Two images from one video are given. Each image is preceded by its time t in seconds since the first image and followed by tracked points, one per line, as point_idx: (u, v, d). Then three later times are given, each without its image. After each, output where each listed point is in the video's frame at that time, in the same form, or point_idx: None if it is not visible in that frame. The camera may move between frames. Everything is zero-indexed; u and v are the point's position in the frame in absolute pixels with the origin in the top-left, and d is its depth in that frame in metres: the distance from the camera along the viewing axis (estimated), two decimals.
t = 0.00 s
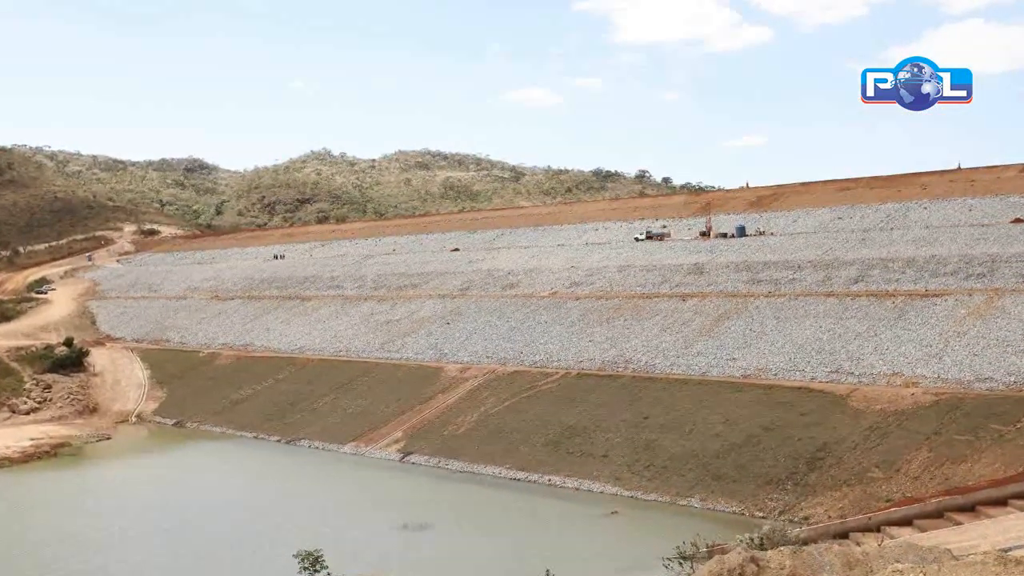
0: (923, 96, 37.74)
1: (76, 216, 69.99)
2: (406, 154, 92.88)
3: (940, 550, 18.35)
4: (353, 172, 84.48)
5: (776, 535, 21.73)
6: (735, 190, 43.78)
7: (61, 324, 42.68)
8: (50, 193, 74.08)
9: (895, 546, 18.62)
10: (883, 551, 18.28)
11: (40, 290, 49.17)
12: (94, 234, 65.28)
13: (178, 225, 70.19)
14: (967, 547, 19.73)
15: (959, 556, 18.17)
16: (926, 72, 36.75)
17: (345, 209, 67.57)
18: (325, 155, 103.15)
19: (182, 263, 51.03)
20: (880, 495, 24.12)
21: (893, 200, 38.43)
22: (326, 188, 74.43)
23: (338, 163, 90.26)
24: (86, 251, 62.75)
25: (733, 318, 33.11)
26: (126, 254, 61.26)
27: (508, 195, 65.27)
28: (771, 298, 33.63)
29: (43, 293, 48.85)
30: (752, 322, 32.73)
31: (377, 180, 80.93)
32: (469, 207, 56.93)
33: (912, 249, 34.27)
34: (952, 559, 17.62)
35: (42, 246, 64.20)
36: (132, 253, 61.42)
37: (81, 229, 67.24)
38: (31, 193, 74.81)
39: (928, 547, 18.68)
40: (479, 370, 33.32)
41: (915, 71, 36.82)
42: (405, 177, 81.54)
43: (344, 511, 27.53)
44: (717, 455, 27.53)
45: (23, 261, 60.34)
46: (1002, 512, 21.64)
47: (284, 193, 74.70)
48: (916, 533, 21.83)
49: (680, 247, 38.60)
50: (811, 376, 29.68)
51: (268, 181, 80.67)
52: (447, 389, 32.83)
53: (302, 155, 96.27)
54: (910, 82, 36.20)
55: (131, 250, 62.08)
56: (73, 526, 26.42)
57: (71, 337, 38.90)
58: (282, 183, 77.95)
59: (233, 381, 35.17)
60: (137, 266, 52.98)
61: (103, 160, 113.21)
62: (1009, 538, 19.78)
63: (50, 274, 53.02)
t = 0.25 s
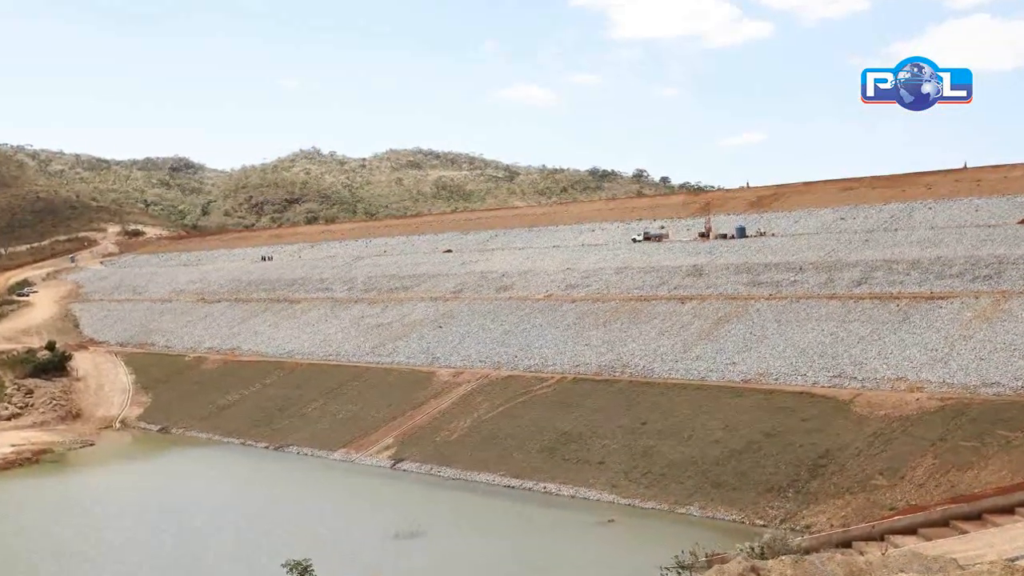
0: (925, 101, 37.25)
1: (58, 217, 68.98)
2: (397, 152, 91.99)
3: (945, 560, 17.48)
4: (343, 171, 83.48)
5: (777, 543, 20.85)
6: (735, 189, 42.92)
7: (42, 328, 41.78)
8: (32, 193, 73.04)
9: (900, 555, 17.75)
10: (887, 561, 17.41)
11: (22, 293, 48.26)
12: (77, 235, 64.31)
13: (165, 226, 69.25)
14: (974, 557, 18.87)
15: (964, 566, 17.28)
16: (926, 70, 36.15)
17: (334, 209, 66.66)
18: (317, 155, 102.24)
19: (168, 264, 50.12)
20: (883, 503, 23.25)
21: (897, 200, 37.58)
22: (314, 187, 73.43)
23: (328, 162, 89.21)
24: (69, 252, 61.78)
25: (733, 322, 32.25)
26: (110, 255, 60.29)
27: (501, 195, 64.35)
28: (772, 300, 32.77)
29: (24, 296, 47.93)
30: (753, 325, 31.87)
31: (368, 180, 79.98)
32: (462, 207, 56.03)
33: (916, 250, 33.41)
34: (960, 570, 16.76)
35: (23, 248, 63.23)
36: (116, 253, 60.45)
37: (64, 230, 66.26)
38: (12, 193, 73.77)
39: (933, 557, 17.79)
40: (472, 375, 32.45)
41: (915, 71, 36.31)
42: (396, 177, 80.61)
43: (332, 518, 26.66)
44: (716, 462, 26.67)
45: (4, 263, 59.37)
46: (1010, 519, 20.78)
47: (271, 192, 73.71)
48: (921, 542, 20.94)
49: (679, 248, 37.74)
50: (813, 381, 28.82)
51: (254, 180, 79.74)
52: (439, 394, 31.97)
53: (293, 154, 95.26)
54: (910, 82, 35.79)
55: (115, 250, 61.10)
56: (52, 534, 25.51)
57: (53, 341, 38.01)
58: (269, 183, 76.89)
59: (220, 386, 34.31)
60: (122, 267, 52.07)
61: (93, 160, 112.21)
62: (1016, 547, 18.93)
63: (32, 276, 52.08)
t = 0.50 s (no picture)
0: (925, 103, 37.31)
1: (39, 218, 67.90)
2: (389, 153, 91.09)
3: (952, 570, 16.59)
4: (332, 171, 82.44)
5: (778, 552, 19.98)
6: (734, 189, 42.06)
7: (24, 332, 40.87)
8: (12, 193, 71.93)
9: (904, 566, 16.87)
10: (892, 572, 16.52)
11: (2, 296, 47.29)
12: (59, 236, 63.28)
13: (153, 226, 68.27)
14: (981, 567, 17.99)
15: None
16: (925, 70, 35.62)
17: (322, 209, 65.78)
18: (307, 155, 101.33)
19: (153, 266, 49.22)
20: (888, 511, 22.40)
21: (901, 200, 36.73)
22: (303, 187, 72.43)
23: (317, 162, 88.20)
24: (50, 254, 60.74)
25: (733, 325, 31.40)
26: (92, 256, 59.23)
27: (494, 195, 63.45)
28: (773, 303, 31.91)
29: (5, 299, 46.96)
30: (754, 329, 31.01)
31: (358, 180, 79.02)
32: (455, 207, 55.14)
33: (922, 252, 32.55)
34: None
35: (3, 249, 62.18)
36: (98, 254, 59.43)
37: (46, 230, 65.22)
38: None
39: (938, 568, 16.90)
40: (465, 380, 31.59)
41: (914, 71, 35.84)
42: (386, 176, 79.58)
43: (318, 527, 25.78)
44: (716, 469, 25.81)
45: None
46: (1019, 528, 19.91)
47: (258, 193, 72.76)
48: (925, 551, 20.04)
49: (677, 250, 36.88)
50: (815, 386, 27.96)
51: (241, 181, 78.74)
52: (431, 399, 31.11)
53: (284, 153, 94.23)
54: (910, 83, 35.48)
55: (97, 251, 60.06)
56: (30, 543, 24.61)
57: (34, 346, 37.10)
58: (257, 183, 75.93)
59: (206, 391, 33.43)
60: (107, 270, 51.15)
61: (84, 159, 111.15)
62: None
63: (14, 278, 51.12)
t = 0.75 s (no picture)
0: (926, 102, 37.18)
1: (19, 217, 66.80)
2: (380, 152, 90.28)
3: None
4: (321, 171, 81.46)
5: (779, 564, 19.14)
6: (734, 189, 41.18)
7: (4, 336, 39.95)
8: None
9: None
10: None
11: None
12: (39, 237, 62.24)
13: (141, 226, 67.30)
14: None
15: None
16: (926, 70, 35.00)
17: (311, 210, 64.94)
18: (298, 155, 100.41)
19: (137, 268, 48.34)
20: (892, 520, 21.58)
21: (906, 200, 35.88)
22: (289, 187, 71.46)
23: (307, 162, 87.31)
24: (31, 256, 59.72)
25: (733, 329, 30.53)
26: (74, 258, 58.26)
27: (487, 195, 62.57)
28: (774, 306, 31.05)
29: None
30: (754, 333, 30.15)
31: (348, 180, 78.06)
32: (448, 208, 54.26)
33: (927, 253, 31.70)
34: None
35: None
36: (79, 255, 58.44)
37: (27, 229, 64.14)
38: None
39: None
40: (458, 385, 30.73)
41: (914, 71, 35.22)
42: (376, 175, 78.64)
43: (304, 536, 24.92)
44: (715, 477, 24.94)
45: None
46: None
47: (243, 193, 71.85)
48: (930, 562, 19.15)
49: (675, 251, 36.02)
50: (817, 391, 27.10)
51: (227, 181, 78.00)
52: (423, 405, 30.26)
53: (274, 152, 93.17)
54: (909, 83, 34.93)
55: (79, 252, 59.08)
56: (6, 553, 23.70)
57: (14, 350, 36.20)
58: (245, 183, 75.06)
59: (191, 396, 32.55)
60: (90, 271, 50.25)
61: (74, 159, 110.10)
62: None
63: None
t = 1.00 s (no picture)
0: (929, 101, 36.58)
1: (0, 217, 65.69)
2: (370, 151, 88.49)
3: None
4: (309, 171, 80.07)
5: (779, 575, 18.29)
6: (734, 189, 40.29)
7: None
8: None
9: None
10: None
11: None
12: (20, 238, 61.20)
13: (126, 227, 66.28)
14: None
15: None
16: (926, 70, 34.22)
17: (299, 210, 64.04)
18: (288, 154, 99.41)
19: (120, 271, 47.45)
20: (897, 530, 20.76)
21: (912, 201, 35.01)
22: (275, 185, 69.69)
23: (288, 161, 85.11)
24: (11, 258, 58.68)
25: (733, 333, 29.67)
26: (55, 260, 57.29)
27: (481, 195, 61.64)
28: (775, 310, 30.18)
29: None
30: (755, 337, 29.28)
31: (336, 180, 76.50)
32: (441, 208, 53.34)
33: (932, 255, 30.84)
34: None
35: None
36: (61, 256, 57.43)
37: (8, 229, 63.08)
38: None
39: None
40: (450, 391, 29.86)
41: (913, 70, 34.52)
42: (366, 175, 77.23)
43: (289, 545, 24.07)
44: (714, 485, 24.06)
45: None
46: None
47: (229, 189, 69.66)
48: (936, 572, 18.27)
49: (673, 253, 35.16)
50: (819, 397, 26.23)
51: (209, 181, 74.93)
52: (414, 411, 29.39)
53: (263, 151, 91.90)
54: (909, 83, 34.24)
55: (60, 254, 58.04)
56: None
57: None
58: (232, 182, 74.09)
59: (176, 402, 31.68)
60: (71, 274, 49.36)
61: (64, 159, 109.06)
62: None
63: None
